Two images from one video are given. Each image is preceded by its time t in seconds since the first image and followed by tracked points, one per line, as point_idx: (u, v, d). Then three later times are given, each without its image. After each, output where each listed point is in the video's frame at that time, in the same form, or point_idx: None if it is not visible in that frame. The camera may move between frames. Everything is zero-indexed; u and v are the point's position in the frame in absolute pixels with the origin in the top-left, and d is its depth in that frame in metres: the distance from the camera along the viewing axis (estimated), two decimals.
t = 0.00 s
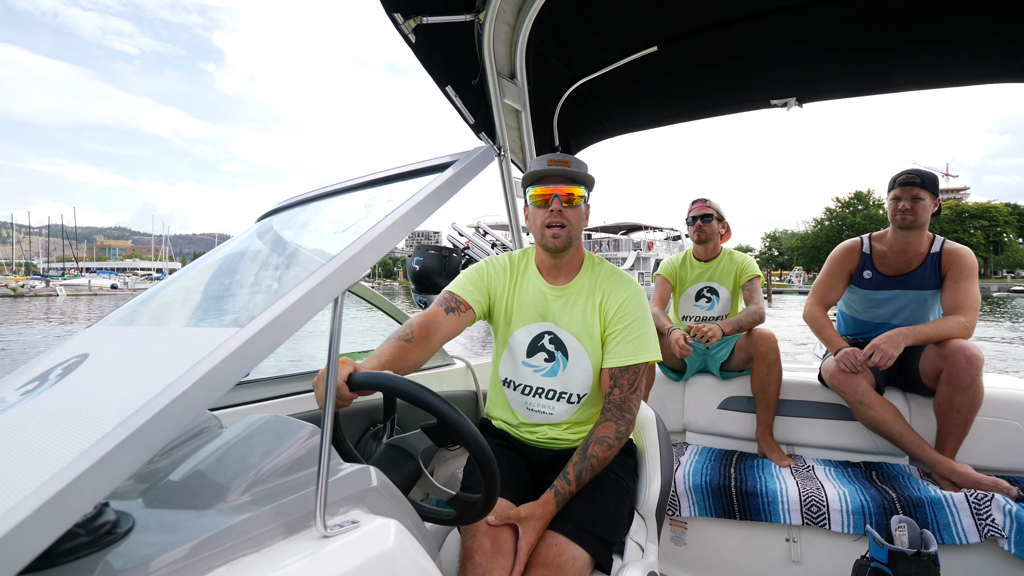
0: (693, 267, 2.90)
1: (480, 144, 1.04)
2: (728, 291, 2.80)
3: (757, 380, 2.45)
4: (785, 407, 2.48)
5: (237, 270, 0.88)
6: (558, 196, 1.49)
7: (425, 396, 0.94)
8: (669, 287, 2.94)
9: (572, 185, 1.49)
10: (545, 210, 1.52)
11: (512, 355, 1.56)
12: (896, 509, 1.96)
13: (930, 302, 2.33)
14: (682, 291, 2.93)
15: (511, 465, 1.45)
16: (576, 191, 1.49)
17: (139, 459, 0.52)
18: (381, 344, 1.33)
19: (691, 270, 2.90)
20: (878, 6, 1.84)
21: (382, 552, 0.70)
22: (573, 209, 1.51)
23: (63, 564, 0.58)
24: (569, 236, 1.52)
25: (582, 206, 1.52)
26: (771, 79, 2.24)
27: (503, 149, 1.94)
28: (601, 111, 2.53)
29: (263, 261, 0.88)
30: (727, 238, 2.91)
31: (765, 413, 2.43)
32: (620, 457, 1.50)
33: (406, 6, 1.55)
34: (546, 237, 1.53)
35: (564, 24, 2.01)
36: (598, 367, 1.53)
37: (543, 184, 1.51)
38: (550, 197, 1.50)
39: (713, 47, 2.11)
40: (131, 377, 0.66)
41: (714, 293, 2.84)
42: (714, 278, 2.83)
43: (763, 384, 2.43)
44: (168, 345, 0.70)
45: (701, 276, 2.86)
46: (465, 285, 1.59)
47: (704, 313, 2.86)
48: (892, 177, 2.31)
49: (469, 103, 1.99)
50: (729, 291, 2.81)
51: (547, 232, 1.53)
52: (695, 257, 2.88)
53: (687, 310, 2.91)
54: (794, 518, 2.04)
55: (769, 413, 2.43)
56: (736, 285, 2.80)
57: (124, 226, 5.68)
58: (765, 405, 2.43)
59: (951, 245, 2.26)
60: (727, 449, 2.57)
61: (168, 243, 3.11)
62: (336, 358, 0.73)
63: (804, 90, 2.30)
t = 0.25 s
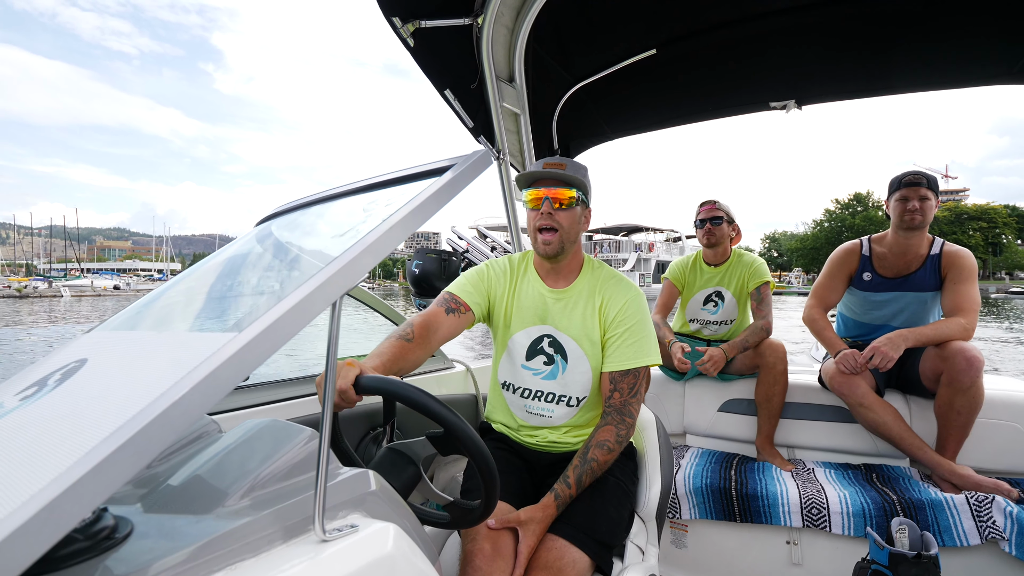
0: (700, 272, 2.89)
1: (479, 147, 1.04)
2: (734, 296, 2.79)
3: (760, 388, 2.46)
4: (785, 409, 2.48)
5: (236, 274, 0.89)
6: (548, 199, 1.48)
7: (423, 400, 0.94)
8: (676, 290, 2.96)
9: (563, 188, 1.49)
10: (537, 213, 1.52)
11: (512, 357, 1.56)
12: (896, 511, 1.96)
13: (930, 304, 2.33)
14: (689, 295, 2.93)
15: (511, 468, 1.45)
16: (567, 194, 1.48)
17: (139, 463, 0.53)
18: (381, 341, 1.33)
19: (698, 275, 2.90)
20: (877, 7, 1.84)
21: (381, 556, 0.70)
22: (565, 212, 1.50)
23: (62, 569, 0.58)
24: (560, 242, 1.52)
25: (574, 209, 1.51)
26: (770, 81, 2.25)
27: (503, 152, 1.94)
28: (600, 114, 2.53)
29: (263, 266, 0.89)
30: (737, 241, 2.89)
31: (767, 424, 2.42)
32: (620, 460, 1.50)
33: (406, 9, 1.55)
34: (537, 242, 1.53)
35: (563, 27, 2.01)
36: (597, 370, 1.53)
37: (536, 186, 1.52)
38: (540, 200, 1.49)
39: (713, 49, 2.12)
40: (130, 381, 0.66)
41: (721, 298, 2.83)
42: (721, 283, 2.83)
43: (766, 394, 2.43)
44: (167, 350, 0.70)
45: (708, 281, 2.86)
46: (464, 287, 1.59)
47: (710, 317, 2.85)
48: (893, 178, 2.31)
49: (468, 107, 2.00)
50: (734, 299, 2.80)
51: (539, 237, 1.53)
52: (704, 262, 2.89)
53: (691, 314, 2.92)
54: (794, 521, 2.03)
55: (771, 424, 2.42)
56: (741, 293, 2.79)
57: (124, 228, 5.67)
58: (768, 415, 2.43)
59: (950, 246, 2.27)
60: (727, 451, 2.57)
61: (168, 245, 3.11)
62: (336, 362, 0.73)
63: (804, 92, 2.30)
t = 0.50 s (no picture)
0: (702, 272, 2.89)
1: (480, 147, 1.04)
2: (734, 298, 2.79)
3: (756, 393, 2.45)
4: (786, 409, 2.48)
5: (239, 273, 0.88)
6: (541, 199, 1.48)
7: (424, 399, 0.94)
8: (677, 289, 2.97)
9: (555, 188, 1.48)
10: (531, 212, 1.52)
11: (512, 357, 1.56)
12: (898, 511, 1.96)
13: (930, 303, 2.33)
14: (690, 294, 2.93)
15: (512, 468, 1.45)
16: (559, 194, 1.47)
17: (142, 463, 0.53)
18: (388, 335, 1.31)
19: (700, 275, 2.90)
20: (878, 7, 1.84)
21: (383, 555, 0.70)
22: (558, 211, 1.50)
23: (65, 568, 0.58)
24: (553, 239, 1.51)
25: (568, 208, 1.51)
26: (771, 80, 2.24)
27: (504, 151, 1.94)
28: (601, 113, 2.53)
29: (265, 265, 0.89)
30: (740, 240, 2.88)
31: (764, 429, 2.42)
32: (622, 459, 1.49)
33: (407, 9, 1.55)
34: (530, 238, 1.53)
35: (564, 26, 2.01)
36: (598, 369, 1.53)
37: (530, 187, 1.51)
38: (533, 200, 1.49)
39: (713, 49, 2.12)
40: (133, 380, 0.66)
41: (721, 299, 2.83)
42: (723, 284, 2.82)
43: (763, 399, 2.43)
44: (170, 350, 0.70)
45: (709, 281, 2.87)
46: (465, 286, 1.59)
47: (710, 318, 2.86)
48: (893, 177, 2.31)
49: (470, 106, 2.00)
50: (733, 300, 2.80)
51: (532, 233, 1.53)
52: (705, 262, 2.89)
53: (691, 313, 2.93)
54: (796, 520, 2.03)
55: (768, 429, 2.42)
56: (741, 295, 2.78)
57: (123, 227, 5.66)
58: (764, 418, 2.43)
59: (950, 246, 2.26)
60: (729, 451, 2.57)
61: (168, 243, 3.11)
62: (338, 362, 0.73)
63: (805, 92, 2.30)
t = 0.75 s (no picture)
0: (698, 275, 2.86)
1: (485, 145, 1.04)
2: (731, 299, 2.81)
3: (756, 392, 2.44)
4: (788, 408, 2.48)
5: (243, 270, 0.89)
6: (539, 197, 1.47)
7: (427, 397, 0.94)
8: (676, 292, 2.92)
9: (552, 187, 1.46)
10: (530, 211, 1.52)
11: (513, 356, 1.56)
12: (900, 511, 1.95)
13: (933, 303, 2.32)
14: (688, 296, 2.91)
15: (514, 466, 1.45)
16: (556, 191, 1.46)
17: (147, 459, 0.53)
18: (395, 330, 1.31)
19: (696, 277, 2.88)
20: (883, 7, 1.83)
21: (387, 553, 0.70)
22: (556, 210, 1.50)
23: (70, 563, 0.58)
24: (552, 239, 1.52)
25: (567, 206, 1.50)
26: (775, 80, 2.24)
27: (507, 149, 1.95)
28: (603, 112, 2.52)
29: (270, 262, 0.89)
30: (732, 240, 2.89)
31: (764, 429, 2.42)
32: (623, 458, 1.49)
33: (410, 7, 1.55)
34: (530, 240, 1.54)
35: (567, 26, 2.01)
36: (599, 368, 1.53)
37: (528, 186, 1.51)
38: (531, 199, 1.48)
39: (717, 49, 2.11)
40: (137, 377, 0.66)
41: (718, 301, 2.83)
42: (721, 286, 2.81)
43: (763, 399, 2.43)
44: (174, 347, 0.70)
45: (707, 284, 2.84)
46: (466, 284, 1.59)
47: (708, 320, 2.86)
48: (896, 176, 2.30)
49: (474, 104, 2.02)
50: (731, 302, 2.81)
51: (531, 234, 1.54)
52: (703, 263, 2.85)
53: (689, 315, 2.92)
54: (798, 520, 2.03)
55: (768, 429, 2.41)
56: (738, 296, 2.80)
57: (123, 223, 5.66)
58: (764, 418, 2.42)
59: (952, 246, 2.26)
60: (731, 450, 2.57)
61: (169, 239, 3.10)
62: (342, 359, 0.73)
63: (808, 92, 2.30)
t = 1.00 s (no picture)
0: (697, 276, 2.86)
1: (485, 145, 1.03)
2: (732, 299, 2.80)
3: (763, 391, 2.45)
4: (789, 409, 2.47)
5: (243, 271, 0.89)
6: (540, 197, 1.47)
7: (427, 397, 0.94)
8: (676, 293, 2.92)
9: (554, 187, 1.47)
10: (531, 212, 1.51)
11: (514, 355, 1.55)
12: (901, 512, 1.95)
13: (935, 304, 2.32)
14: (688, 298, 2.90)
15: (514, 466, 1.45)
16: (559, 191, 1.47)
17: (146, 459, 0.53)
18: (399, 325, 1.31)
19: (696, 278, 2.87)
20: (884, 7, 1.83)
21: (386, 553, 0.70)
22: (557, 211, 1.50)
23: (69, 563, 0.58)
24: (552, 238, 1.51)
25: (567, 207, 1.50)
26: (776, 80, 2.24)
27: (508, 150, 1.95)
28: (604, 112, 2.52)
29: (270, 262, 0.89)
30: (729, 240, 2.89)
31: (769, 428, 2.41)
32: (623, 459, 1.49)
33: (412, 7, 1.55)
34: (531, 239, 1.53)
35: (568, 25, 2.01)
36: (599, 368, 1.53)
37: (529, 186, 1.51)
38: (533, 199, 1.48)
39: (718, 49, 2.11)
40: (136, 377, 0.66)
41: (719, 300, 2.82)
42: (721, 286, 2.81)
43: (769, 398, 2.43)
44: (173, 347, 0.70)
45: (707, 284, 2.83)
46: (467, 283, 1.59)
47: (710, 321, 2.85)
48: (902, 176, 2.28)
49: (475, 104, 2.01)
50: (731, 301, 2.81)
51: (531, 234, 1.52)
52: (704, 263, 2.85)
53: (690, 317, 2.91)
54: (798, 521, 2.03)
55: (774, 428, 2.41)
56: (739, 296, 2.81)
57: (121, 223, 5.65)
58: (768, 418, 2.42)
59: (954, 247, 2.26)
60: (731, 451, 2.57)
61: (169, 239, 3.10)
62: (342, 359, 0.73)
63: (809, 92, 2.30)
